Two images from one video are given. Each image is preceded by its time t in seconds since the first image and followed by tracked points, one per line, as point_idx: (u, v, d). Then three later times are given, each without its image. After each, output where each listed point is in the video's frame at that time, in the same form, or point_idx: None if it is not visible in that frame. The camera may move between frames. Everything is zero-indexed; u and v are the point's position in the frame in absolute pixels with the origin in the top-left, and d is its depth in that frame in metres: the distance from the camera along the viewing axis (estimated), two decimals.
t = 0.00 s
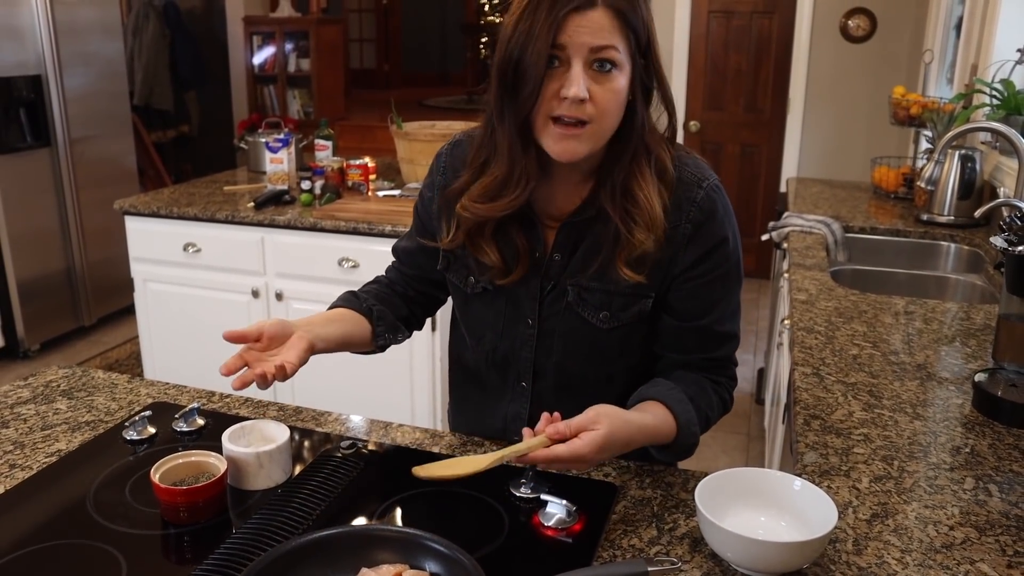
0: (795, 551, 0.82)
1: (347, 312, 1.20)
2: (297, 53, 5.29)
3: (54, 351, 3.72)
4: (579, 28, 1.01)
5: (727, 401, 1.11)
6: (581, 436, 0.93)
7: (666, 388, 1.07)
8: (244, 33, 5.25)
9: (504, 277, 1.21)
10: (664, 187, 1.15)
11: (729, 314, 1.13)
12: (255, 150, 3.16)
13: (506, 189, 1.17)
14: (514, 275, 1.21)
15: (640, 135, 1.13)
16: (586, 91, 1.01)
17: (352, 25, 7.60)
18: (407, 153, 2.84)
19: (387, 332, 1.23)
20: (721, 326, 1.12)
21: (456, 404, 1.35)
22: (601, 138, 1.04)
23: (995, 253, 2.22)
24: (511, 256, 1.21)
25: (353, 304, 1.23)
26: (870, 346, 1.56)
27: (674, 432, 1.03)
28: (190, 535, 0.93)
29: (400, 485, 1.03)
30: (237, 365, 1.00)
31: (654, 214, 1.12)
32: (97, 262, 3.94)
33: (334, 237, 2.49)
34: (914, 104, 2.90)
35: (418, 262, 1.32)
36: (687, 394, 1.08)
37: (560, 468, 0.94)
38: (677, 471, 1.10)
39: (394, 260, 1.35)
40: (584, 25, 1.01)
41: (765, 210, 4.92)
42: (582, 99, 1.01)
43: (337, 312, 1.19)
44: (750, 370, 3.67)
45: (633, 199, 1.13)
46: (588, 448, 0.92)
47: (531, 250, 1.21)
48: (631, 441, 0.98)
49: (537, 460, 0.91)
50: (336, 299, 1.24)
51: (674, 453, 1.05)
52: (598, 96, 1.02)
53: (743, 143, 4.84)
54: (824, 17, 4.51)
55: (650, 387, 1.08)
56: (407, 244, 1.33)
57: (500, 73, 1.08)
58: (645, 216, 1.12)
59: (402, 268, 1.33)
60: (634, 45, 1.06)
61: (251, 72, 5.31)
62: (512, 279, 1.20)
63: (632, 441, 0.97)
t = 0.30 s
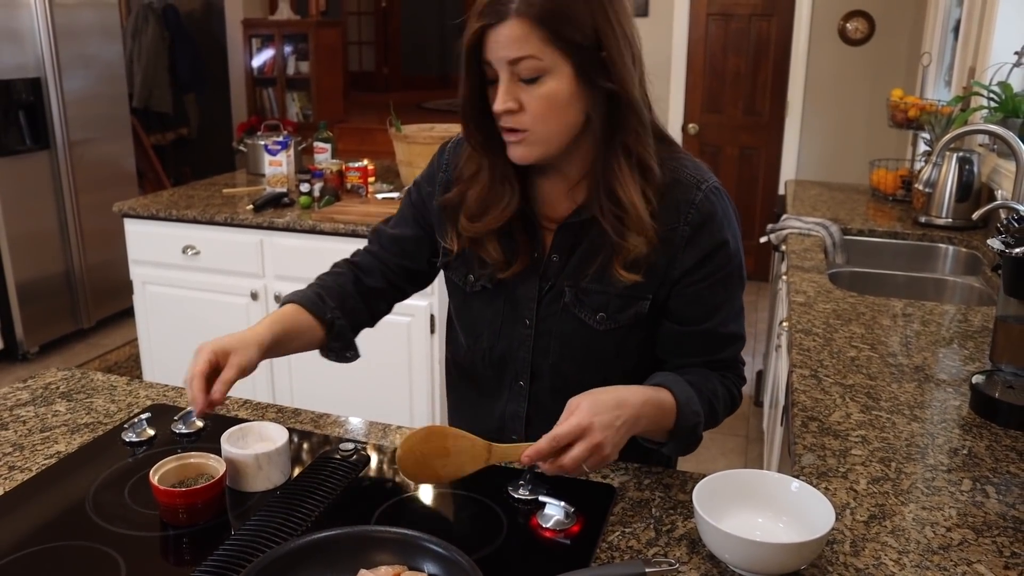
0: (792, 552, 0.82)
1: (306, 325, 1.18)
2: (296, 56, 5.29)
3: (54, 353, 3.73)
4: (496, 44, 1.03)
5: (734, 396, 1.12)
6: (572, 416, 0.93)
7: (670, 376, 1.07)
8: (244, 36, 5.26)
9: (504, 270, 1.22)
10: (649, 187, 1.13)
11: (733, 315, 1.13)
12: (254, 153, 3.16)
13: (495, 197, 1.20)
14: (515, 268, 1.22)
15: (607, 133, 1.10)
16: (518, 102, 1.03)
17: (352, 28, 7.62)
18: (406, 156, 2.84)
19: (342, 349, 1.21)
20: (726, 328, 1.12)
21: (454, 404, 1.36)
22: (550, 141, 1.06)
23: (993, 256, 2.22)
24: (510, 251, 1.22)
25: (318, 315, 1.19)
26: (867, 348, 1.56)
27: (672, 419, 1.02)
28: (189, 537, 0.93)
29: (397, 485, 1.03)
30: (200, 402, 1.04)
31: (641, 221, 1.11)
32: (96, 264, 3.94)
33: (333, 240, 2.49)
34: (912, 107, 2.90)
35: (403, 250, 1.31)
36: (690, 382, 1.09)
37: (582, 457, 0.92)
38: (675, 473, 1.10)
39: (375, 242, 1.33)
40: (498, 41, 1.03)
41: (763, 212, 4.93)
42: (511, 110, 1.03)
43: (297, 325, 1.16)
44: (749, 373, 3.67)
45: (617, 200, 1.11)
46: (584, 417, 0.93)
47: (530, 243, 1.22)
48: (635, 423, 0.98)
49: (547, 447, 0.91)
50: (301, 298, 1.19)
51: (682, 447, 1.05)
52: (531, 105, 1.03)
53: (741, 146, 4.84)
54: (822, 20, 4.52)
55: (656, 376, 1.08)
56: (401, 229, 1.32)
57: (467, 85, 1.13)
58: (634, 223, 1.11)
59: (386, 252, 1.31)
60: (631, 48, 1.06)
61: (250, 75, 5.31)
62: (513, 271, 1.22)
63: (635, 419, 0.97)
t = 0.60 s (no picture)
0: (790, 551, 0.83)
1: (270, 361, 1.09)
2: (296, 57, 5.29)
3: (53, 354, 3.73)
4: (464, 50, 1.04)
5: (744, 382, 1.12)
6: (590, 413, 0.93)
7: (680, 365, 1.08)
8: (244, 38, 5.27)
9: (487, 259, 1.22)
10: (603, 197, 1.11)
11: (734, 306, 1.13)
12: (253, 154, 3.16)
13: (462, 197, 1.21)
14: (497, 262, 1.20)
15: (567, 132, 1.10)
16: (489, 104, 1.04)
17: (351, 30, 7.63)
18: (406, 157, 2.85)
19: (309, 376, 1.14)
20: (728, 318, 1.12)
21: (450, 405, 1.36)
22: (522, 140, 1.06)
23: (990, 257, 2.23)
24: (496, 240, 1.22)
25: (285, 350, 1.10)
26: (866, 349, 1.57)
27: (686, 408, 1.03)
28: (190, 536, 0.93)
29: (397, 485, 1.04)
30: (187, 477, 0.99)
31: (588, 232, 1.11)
32: (95, 265, 3.94)
33: (333, 242, 2.50)
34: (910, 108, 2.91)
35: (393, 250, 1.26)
36: (699, 370, 1.09)
37: (607, 449, 0.92)
38: (674, 472, 1.11)
39: (360, 239, 1.27)
40: (484, 45, 1.02)
41: (762, 214, 4.94)
42: (482, 114, 1.04)
43: (263, 366, 1.08)
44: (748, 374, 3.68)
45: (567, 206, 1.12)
46: (602, 410, 0.93)
47: (522, 244, 1.22)
48: (651, 414, 0.98)
49: (570, 444, 0.90)
50: (266, 331, 1.09)
51: (694, 436, 1.06)
52: (502, 108, 1.04)
53: (740, 147, 4.85)
54: (820, 22, 4.53)
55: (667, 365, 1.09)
56: (391, 227, 1.27)
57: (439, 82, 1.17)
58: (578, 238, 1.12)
59: (375, 250, 1.26)
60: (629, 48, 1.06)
61: (249, 76, 5.31)
62: (496, 260, 1.21)
63: (650, 410, 0.97)
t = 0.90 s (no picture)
0: (790, 550, 0.83)
1: (281, 375, 1.09)
2: (296, 58, 5.31)
3: (54, 354, 3.73)
4: (490, 57, 1.01)
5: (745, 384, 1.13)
6: (602, 418, 0.93)
7: (683, 369, 1.08)
8: (244, 39, 5.27)
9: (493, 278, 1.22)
10: (624, 188, 1.12)
11: (733, 310, 1.14)
12: (254, 154, 3.17)
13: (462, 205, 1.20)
14: (503, 276, 1.22)
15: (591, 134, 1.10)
16: (518, 113, 1.03)
17: (351, 31, 7.66)
18: (406, 158, 2.85)
19: (318, 386, 1.15)
20: (728, 320, 1.12)
21: (451, 405, 1.36)
22: (550, 147, 1.06)
23: (990, 257, 2.23)
24: (500, 257, 1.22)
25: (295, 363, 1.11)
26: (866, 349, 1.57)
27: (692, 411, 1.03)
28: (194, 535, 0.94)
29: (399, 484, 1.04)
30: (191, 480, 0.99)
31: (606, 227, 1.11)
32: (96, 266, 3.94)
33: (334, 242, 2.50)
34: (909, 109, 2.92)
35: (396, 256, 1.26)
36: (700, 371, 1.10)
37: (619, 454, 0.92)
38: (675, 471, 1.11)
39: (364, 245, 1.26)
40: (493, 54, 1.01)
41: (762, 215, 4.95)
42: (513, 122, 1.02)
43: (275, 379, 1.08)
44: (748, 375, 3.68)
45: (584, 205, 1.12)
46: (615, 414, 0.93)
47: (525, 250, 1.22)
48: (659, 417, 0.99)
49: (584, 448, 0.91)
50: (275, 344, 1.10)
51: (698, 438, 1.06)
52: (532, 115, 1.03)
53: (739, 148, 4.86)
54: (819, 23, 4.54)
55: (671, 368, 1.10)
56: (394, 232, 1.27)
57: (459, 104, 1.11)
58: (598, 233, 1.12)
59: (379, 255, 1.25)
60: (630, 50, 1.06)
61: (249, 77, 5.32)
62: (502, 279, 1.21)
63: (660, 413, 0.98)
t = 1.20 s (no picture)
0: (790, 548, 0.84)
1: (300, 361, 1.09)
2: (296, 59, 5.32)
3: (54, 355, 3.74)
4: (503, 58, 1.02)
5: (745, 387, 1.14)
6: (611, 424, 0.94)
7: (688, 373, 1.10)
8: (244, 40, 5.28)
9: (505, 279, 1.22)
10: (637, 202, 1.15)
11: (735, 313, 1.15)
12: (254, 155, 3.17)
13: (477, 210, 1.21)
14: (511, 279, 1.22)
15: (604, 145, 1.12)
16: (526, 117, 1.04)
17: (350, 32, 7.67)
18: (407, 159, 2.86)
19: (333, 374, 1.14)
20: (731, 325, 1.14)
21: (454, 404, 1.37)
22: (555, 153, 1.07)
23: (988, 258, 2.24)
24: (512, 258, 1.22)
25: (314, 348, 1.11)
26: (865, 349, 1.58)
27: (696, 414, 1.05)
28: (198, 534, 0.94)
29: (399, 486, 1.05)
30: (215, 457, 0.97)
31: (621, 238, 1.13)
32: (96, 267, 3.95)
33: (334, 243, 2.51)
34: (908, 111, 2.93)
35: (399, 255, 1.27)
36: (702, 374, 1.11)
37: (628, 459, 0.93)
38: (675, 471, 1.12)
39: (366, 245, 1.27)
40: (507, 57, 1.02)
41: (761, 216, 4.96)
42: (519, 126, 1.03)
43: (296, 362, 1.08)
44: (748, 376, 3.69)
45: (599, 215, 1.14)
46: (625, 420, 0.94)
47: (531, 254, 1.23)
48: (667, 423, 1.00)
49: (593, 453, 0.92)
50: (293, 329, 1.10)
51: (701, 441, 1.08)
52: (539, 120, 1.04)
53: (739, 150, 4.87)
54: (818, 25, 4.55)
55: (676, 373, 1.11)
56: (396, 233, 1.29)
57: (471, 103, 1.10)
58: (614, 241, 1.14)
59: (382, 256, 1.26)
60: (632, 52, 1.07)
61: (248, 79, 5.32)
62: (514, 278, 1.22)
63: (667, 418, 1.00)
